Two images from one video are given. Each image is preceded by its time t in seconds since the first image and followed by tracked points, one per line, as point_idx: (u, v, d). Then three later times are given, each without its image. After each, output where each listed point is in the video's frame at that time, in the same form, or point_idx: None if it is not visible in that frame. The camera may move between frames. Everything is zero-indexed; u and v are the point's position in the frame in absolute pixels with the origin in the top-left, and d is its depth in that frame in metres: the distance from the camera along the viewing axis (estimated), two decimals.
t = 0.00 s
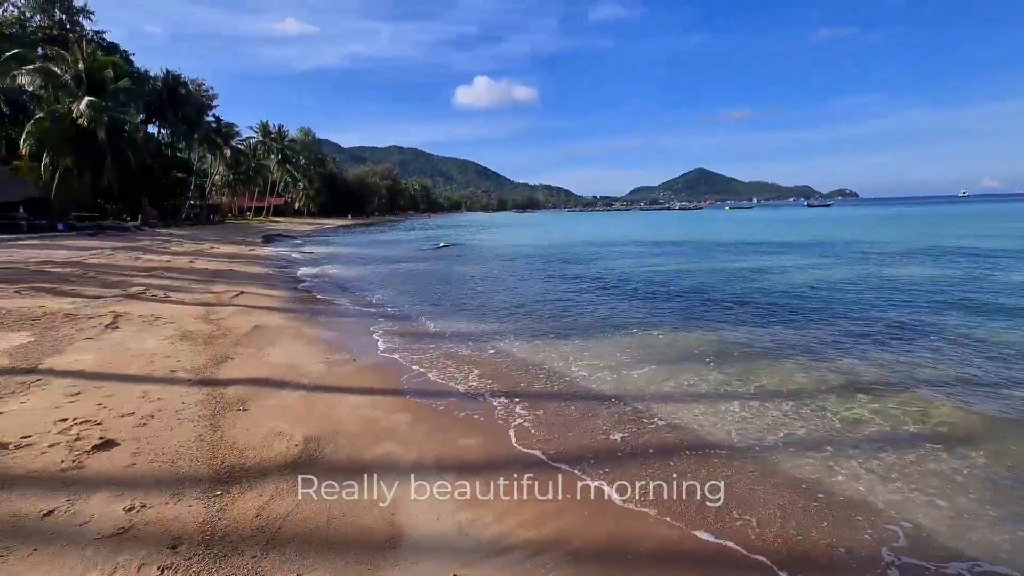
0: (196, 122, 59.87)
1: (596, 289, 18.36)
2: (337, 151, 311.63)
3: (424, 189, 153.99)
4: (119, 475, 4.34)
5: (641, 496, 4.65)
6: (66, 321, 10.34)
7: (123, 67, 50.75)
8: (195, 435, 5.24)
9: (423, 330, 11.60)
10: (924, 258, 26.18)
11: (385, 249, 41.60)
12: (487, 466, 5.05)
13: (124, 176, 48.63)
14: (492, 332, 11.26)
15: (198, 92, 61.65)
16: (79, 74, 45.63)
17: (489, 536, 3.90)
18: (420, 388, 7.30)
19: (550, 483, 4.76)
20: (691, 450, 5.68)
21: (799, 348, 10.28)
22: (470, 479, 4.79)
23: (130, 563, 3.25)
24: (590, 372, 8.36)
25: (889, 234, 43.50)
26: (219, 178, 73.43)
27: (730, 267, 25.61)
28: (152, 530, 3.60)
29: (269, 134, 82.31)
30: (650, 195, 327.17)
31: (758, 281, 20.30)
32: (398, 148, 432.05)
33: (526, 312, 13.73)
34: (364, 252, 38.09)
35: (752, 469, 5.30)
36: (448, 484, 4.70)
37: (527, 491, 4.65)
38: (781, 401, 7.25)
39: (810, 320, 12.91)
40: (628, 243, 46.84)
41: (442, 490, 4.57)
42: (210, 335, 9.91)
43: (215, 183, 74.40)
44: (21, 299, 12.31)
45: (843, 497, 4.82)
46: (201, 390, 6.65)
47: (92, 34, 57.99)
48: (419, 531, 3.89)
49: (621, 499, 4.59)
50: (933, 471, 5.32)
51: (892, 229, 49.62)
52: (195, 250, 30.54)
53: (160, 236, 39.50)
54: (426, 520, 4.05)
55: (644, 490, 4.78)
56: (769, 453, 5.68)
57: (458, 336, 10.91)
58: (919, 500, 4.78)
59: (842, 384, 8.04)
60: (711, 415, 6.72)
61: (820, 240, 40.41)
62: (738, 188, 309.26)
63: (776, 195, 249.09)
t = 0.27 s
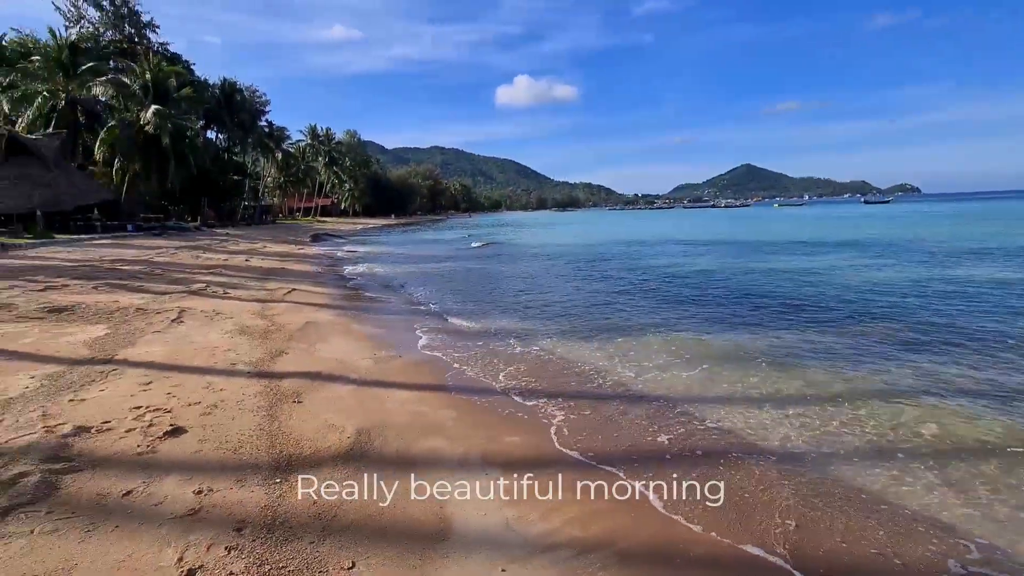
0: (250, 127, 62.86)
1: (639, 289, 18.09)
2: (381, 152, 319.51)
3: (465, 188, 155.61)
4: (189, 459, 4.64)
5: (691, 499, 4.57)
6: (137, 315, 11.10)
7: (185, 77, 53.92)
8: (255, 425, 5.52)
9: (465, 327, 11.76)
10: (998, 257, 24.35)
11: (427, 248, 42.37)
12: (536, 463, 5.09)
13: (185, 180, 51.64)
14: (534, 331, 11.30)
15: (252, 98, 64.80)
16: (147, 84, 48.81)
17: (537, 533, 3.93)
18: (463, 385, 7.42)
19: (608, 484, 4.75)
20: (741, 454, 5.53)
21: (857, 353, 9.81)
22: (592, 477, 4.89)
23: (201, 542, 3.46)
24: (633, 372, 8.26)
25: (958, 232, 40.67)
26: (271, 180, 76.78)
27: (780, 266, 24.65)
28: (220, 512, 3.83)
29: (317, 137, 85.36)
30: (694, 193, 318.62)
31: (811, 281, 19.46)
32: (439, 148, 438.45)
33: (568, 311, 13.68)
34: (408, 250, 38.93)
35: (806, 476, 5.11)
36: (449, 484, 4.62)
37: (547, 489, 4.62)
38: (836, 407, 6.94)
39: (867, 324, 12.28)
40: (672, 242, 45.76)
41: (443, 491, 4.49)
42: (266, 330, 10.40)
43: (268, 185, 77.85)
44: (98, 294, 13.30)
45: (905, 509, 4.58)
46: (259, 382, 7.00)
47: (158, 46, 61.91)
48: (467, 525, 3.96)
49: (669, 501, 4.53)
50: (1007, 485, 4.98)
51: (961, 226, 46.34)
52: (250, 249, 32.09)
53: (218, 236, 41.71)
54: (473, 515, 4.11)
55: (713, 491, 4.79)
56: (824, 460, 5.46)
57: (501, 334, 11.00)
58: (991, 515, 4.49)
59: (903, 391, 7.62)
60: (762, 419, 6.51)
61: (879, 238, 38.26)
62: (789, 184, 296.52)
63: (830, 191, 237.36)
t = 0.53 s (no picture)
0: (294, 129, 65.07)
1: (677, 288, 17.79)
2: (418, 152, 324.54)
3: (500, 187, 156.38)
4: (244, 447, 4.86)
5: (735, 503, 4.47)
6: (192, 309, 11.68)
7: (235, 82, 56.32)
8: (303, 416, 5.74)
9: (502, 325, 11.86)
10: None
11: (463, 246, 42.80)
12: (576, 462, 5.09)
13: (234, 180, 53.99)
14: (571, 329, 11.28)
15: (296, 101, 67.09)
16: (199, 90, 51.24)
17: (579, 531, 3.92)
18: (502, 382, 7.49)
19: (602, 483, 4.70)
20: (788, 459, 5.36)
21: (911, 358, 9.38)
22: (575, 478, 4.78)
23: (256, 526, 3.63)
24: (673, 373, 8.13)
25: None
26: (313, 180, 79.22)
27: (827, 267, 23.69)
28: (273, 498, 4.00)
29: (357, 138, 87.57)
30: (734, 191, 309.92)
31: (861, 283, 18.63)
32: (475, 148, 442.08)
33: (605, 311, 13.56)
34: (444, 249, 39.46)
35: (858, 484, 4.91)
36: (445, 483, 4.53)
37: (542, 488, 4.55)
38: (890, 414, 6.64)
39: (923, 328, 11.69)
40: (711, 241, 44.66)
41: (441, 490, 4.40)
42: (310, 326, 10.77)
43: (310, 185, 80.35)
44: (156, 289, 14.07)
45: (967, 523, 4.34)
46: (305, 376, 7.25)
47: (210, 53, 64.89)
48: (508, 520, 3.99)
49: (712, 504, 4.44)
50: None
51: None
52: (294, 247, 33.21)
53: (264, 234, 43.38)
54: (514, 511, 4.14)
55: (710, 492, 4.70)
56: (877, 468, 5.23)
57: (538, 332, 11.03)
58: None
59: (963, 399, 7.23)
60: (810, 423, 6.30)
61: (936, 238, 36.26)
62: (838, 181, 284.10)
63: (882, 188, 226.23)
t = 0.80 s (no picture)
0: (327, 130, 66.59)
1: (708, 289, 17.48)
2: (447, 152, 327.29)
3: (528, 186, 156.26)
4: (280, 439, 5.00)
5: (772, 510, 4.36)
6: (230, 305, 12.08)
7: (271, 85, 57.99)
8: (337, 410, 5.88)
9: (530, 324, 11.88)
10: None
11: (491, 245, 42.99)
12: (607, 463, 5.06)
13: (269, 180, 55.61)
14: (600, 329, 11.21)
15: (329, 102, 68.60)
16: (238, 93, 52.94)
17: (610, 533, 3.90)
18: (531, 381, 7.50)
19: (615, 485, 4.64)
20: (827, 466, 5.20)
21: (957, 364, 9.00)
22: (610, 477, 4.77)
23: (294, 516, 3.74)
24: (705, 375, 7.99)
25: None
26: (345, 180, 80.87)
27: (867, 269, 22.87)
28: (308, 490, 4.10)
29: (388, 138, 88.95)
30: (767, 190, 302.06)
31: (903, 286, 17.93)
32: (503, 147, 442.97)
33: (634, 311, 13.42)
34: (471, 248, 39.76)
35: (901, 494, 4.72)
36: (447, 483, 4.45)
37: (554, 490, 4.50)
38: (936, 421, 6.38)
39: (971, 334, 11.19)
40: (743, 241, 43.69)
41: (441, 490, 4.32)
42: (342, 322, 11.00)
43: (342, 185, 82.02)
44: (196, 285, 14.61)
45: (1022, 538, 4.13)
46: (338, 371, 7.42)
47: (248, 57, 66.99)
48: (538, 519, 4.00)
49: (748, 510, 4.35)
50: None
51: None
52: (326, 245, 33.98)
53: (298, 233, 44.51)
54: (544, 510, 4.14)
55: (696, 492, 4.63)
56: (921, 477, 5.04)
57: (567, 331, 11.00)
58: None
59: (1014, 408, 6.90)
60: (850, 429, 6.10)
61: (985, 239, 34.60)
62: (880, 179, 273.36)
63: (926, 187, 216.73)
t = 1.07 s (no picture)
0: (348, 130, 67.48)
1: (730, 289, 17.22)
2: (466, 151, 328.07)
3: (547, 185, 155.94)
4: (304, 435, 5.07)
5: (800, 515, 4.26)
6: (254, 302, 12.31)
7: (294, 86, 58.98)
8: (358, 407, 5.93)
9: (550, 323, 11.84)
10: None
11: (510, 244, 42.98)
12: (631, 464, 5.00)
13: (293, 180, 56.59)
14: (619, 329, 11.13)
15: (351, 103, 69.48)
16: (262, 94, 54.00)
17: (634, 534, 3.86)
18: (550, 380, 7.48)
19: (633, 490, 4.52)
20: (856, 471, 5.05)
21: (992, 369, 8.67)
22: (630, 478, 4.72)
23: (317, 510, 3.79)
24: (728, 376, 7.85)
25: None
26: (365, 179, 81.85)
27: (896, 269, 22.21)
28: (329, 486, 4.14)
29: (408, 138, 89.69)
30: (790, 188, 295.96)
31: (935, 287, 17.39)
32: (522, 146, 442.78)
33: (654, 310, 13.26)
34: (490, 247, 39.88)
35: (934, 501, 4.57)
36: (448, 483, 4.38)
37: (553, 490, 4.43)
38: (970, 427, 6.15)
39: (1007, 338, 10.77)
40: (767, 241, 42.89)
41: (442, 489, 4.25)
42: (364, 320, 11.12)
43: (362, 185, 83.02)
44: (223, 283, 14.94)
45: None
46: (359, 368, 7.50)
47: (272, 59, 68.27)
48: (558, 519, 3.97)
49: (778, 515, 4.24)
50: None
51: None
52: (347, 244, 34.42)
53: (320, 232, 45.20)
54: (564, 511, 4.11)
55: (704, 493, 4.60)
56: (955, 484, 4.86)
57: (586, 331, 10.94)
58: None
59: None
60: (879, 433, 5.93)
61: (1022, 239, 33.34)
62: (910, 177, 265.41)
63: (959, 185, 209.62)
